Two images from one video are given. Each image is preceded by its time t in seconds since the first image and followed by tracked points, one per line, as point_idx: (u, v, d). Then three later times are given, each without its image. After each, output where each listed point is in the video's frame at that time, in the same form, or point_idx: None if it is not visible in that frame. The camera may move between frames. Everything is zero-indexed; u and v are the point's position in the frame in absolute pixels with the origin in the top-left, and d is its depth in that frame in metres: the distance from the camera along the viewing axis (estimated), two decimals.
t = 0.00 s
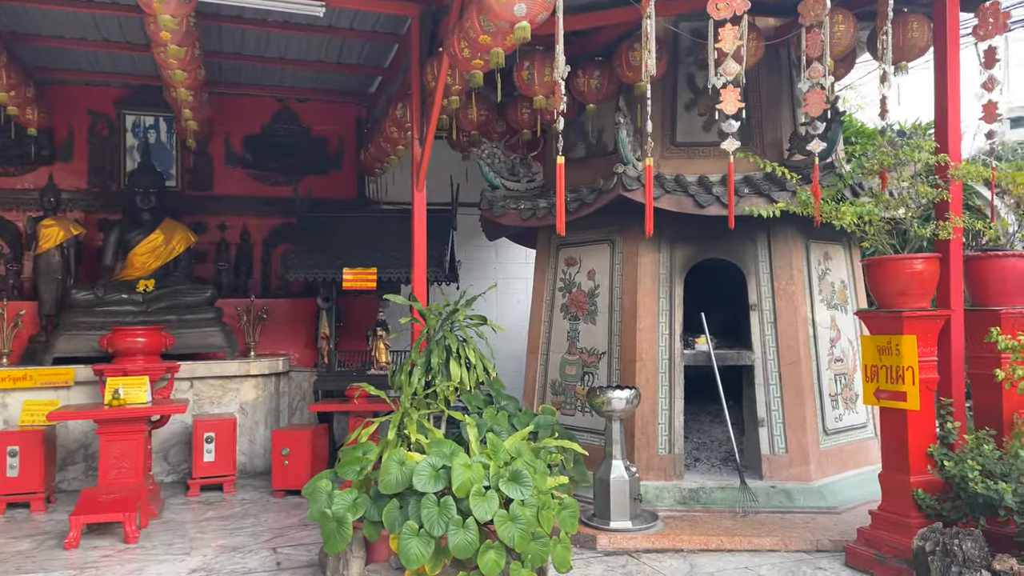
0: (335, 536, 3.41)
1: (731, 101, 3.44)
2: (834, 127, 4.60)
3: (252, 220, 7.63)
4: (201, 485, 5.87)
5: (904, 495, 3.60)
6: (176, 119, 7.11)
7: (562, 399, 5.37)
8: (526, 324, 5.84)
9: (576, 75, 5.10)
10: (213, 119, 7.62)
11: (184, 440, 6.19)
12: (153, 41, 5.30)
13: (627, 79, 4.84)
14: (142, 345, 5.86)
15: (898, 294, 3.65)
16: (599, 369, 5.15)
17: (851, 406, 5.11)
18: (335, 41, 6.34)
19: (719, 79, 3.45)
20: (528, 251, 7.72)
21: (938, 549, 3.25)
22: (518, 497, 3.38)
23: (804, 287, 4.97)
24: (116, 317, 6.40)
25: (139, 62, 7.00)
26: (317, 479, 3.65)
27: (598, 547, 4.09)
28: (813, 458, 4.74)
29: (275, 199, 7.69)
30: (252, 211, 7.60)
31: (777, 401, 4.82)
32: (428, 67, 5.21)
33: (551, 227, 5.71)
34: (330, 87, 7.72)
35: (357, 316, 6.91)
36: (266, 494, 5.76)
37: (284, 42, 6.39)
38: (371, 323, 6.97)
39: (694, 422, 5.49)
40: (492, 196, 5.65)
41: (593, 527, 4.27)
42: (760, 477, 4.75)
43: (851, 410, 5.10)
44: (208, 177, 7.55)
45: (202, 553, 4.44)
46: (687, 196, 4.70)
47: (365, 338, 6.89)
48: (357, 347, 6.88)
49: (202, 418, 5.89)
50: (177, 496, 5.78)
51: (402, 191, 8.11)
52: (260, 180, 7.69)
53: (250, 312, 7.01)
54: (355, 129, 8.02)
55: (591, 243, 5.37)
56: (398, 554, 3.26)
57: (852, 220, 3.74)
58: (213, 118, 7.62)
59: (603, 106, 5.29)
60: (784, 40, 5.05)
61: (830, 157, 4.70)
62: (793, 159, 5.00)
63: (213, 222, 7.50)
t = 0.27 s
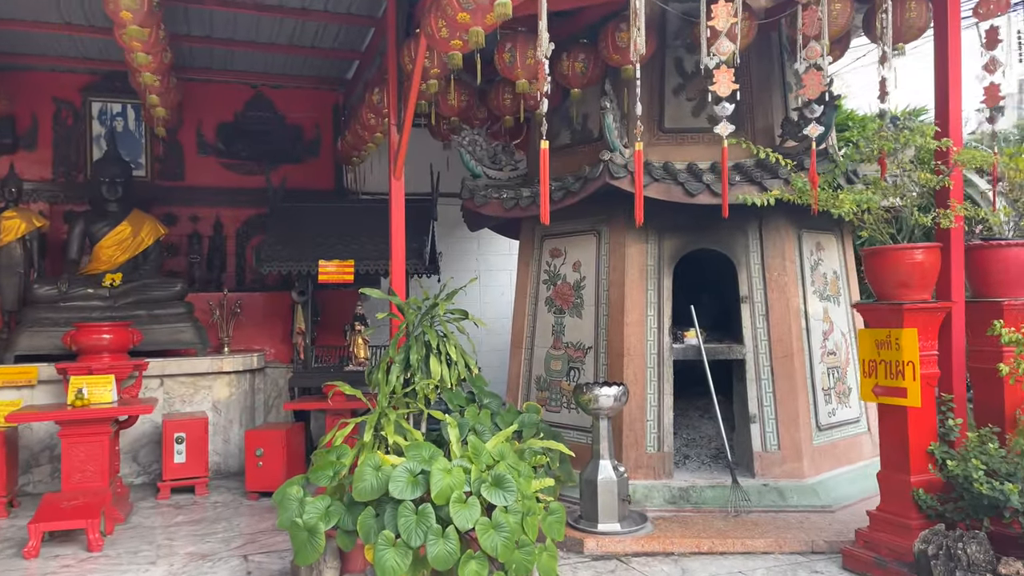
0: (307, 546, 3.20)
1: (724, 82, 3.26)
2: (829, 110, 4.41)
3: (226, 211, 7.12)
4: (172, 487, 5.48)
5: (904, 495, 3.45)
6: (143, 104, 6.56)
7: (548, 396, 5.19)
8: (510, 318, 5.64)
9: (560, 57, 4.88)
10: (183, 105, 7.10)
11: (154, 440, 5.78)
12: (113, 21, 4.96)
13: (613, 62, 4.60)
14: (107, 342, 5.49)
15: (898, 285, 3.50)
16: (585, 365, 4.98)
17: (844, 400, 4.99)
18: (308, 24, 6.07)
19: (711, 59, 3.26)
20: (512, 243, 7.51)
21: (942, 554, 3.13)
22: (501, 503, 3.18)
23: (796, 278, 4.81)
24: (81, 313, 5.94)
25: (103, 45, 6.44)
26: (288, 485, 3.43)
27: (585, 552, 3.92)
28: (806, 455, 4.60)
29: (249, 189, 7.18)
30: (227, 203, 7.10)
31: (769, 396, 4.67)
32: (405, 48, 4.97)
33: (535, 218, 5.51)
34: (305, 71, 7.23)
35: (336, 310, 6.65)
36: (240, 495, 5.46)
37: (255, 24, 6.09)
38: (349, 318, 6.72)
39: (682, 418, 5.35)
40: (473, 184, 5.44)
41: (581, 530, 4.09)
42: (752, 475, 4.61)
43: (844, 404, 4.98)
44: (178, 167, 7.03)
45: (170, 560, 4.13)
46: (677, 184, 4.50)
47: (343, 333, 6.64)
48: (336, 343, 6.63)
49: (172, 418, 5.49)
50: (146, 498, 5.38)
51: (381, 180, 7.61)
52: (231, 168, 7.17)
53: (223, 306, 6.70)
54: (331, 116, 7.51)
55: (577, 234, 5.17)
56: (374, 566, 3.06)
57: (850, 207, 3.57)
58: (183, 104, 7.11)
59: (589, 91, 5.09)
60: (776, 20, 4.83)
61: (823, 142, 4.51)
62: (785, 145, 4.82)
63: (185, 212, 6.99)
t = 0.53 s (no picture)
0: (293, 554, 3.02)
1: (734, 61, 3.10)
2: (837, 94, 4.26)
3: (211, 202, 6.70)
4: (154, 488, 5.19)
5: (919, 495, 3.31)
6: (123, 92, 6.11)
7: (543, 391, 5.03)
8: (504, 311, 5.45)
9: (557, 40, 4.69)
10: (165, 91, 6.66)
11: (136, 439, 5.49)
12: None
13: (612, 45, 4.39)
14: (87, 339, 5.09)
15: (913, 276, 3.35)
16: (583, 360, 4.81)
17: (849, 394, 4.87)
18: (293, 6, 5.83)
19: (721, 37, 3.10)
20: (504, 235, 7.32)
21: (961, 556, 3.01)
22: (499, 507, 3.01)
23: (800, 269, 4.66)
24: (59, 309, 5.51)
25: (81, 28, 5.93)
26: (273, 489, 3.24)
27: (585, 555, 3.76)
28: (812, 451, 4.50)
29: (235, 180, 6.78)
30: (212, 193, 6.69)
31: (773, 391, 4.54)
32: (395, 29, 4.78)
33: (530, 207, 5.33)
34: (292, 56, 6.81)
35: (325, 304, 6.44)
36: (226, 495, 5.22)
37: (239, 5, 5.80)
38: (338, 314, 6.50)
39: (682, 414, 5.21)
40: (466, 173, 5.25)
41: (580, 531, 3.93)
42: (755, 472, 4.49)
43: (848, 399, 4.85)
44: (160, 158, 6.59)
45: (150, 565, 3.87)
46: (679, 171, 4.34)
47: (331, 327, 6.46)
48: (324, 337, 6.45)
49: (154, 417, 5.20)
50: (127, 500, 5.09)
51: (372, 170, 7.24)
52: (213, 158, 6.75)
53: (206, 300, 6.36)
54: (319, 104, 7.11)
55: (574, 224, 4.99)
56: (365, 575, 2.89)
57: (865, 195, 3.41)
58: (166, 91, 6.66)
59: (586, 76, 4.92)
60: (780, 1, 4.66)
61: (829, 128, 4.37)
62: (790, 131, 4.68)
63: (167, 204, 6.57)
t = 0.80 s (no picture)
0: (295, 564, 2.84)
1: (764, 38, 2.92)
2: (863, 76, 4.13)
3: (207, 192, 6.47)
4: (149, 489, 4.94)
5: (954, 498, 3.15)
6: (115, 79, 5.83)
7: (552, 388, 4.85)
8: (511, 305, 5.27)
9: (568, 22, 4.48)
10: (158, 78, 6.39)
11: (131, 437, 5.27)
12: None
13: (625, 26, 4.19)
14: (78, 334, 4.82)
15: (948, 267, 3.18)
16: (594, 356, 4.63)
17: (869, 391, 4.71)
18: None
19: (750, 12, 2.93)
20: (507, 226, 7.14)
21: (1002, 563, 2.90)
22: (514, 514, 2.84)
23: (820, 261, 4.49)
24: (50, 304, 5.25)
25: (72, 13, 5.60)
26: (274, 494, 3.06)
27: (601, 560, 3.60)
28: (832, 450, 4.32)
29: (231, 170, 6.54)
30: (208, 183, 6.45)
31: (793, 388, 4.37)
32: (398, 10, 4.58)
33: (537, 197, 5.14)
34: (290, 42, 6.54)
35: (325, 297, 6.25)
36: (224, 495, 5.01)
37: None
38: (338, 308, 6.31)
39: (695, 411, 5.05)
40: (471, 162, 5.05)
41: (594, 535, 3.77)
42: (775, 473, 4.33)
43: (869, 395, 4.69)
44: (154, 147, 6.33)
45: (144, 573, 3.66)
46: (696, 158, 4.16)
47: (331, 322, 6.28)
48: (324, 332, 6.27)
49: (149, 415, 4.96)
50: (122, 501, 4.86)
51: (372, 161, 7.02)
52: (209, 149, 6.50)
53: (202, 294, 6.19)
54: (319, 93, 6.87)
55: (584, 215, 4.81)
56: None
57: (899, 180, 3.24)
58: (159, 77, 6.39)
59: (597, 60, 4.74)
60: None
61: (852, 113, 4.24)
62: (810, 116, 4.54)
63: (162, 195, 6.33)
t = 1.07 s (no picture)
0: None
1: (804, 19, 2.90)
2: (896, 67, 3.94)
3: (213, 186, 6.31)
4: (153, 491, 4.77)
5: (999, 509, 2.98)
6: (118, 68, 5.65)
7: (569, 388, 4.70)
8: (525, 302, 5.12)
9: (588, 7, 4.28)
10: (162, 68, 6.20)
11: (134, 437, 5.10)
12: None
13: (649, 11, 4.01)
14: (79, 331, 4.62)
15: (995, 265, 3.00)
16: (613, 355, 4.47)
17: (899, 393, 4.54)
18: None
19: None
20: (518, 222, 6.98)
21: None
22: (537, 526, 2.69)
23: (849, 258, 4.31)
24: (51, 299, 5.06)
25: None
26: (282, 502, 2.91)
27: (623, 570, 3.44)
28: (862, 455, 4.18)
29: (237, 163, 6.36)
30: (213, 176, 6.28)
31: (822, 390, 4.20)
32: None
33: (553, 190, 4.97)
34: (297, 30, 6.33)
35: (333, 293, 6.09)
36: (229, 497, 4.85)
37: None
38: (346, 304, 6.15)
39: (716, 412, 4.89)
40: (485, 154, 4.87)
41: (615, 543, 3.61)
42: (802, 478, 4.17)
43: (899, 398, 4.52)
44: (158, 138, 6.16)
45: None
46: (722, 150, 3.97)
47: (338, 318, 6.13)
48: (333, 329, 6.11)
49: (151, 414, 4.74)
50: (124, 503, 4.69)
51: (380, 153, 6.84)
52: (214, 140, 6.32)
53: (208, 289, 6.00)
54: (326, 84, 6.68)
55: (602, 209, 4.64)
56: None
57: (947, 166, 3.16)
58: (163, 67, 6.21)
59: (617, 48, 4.57)
60: None
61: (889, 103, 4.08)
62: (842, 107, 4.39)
63: (166, 187, 6.17)
